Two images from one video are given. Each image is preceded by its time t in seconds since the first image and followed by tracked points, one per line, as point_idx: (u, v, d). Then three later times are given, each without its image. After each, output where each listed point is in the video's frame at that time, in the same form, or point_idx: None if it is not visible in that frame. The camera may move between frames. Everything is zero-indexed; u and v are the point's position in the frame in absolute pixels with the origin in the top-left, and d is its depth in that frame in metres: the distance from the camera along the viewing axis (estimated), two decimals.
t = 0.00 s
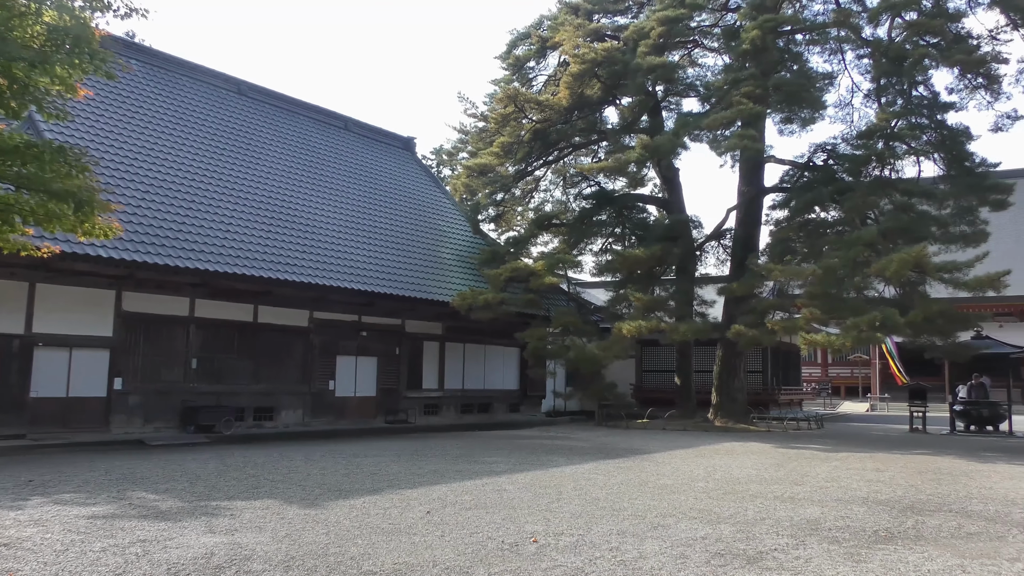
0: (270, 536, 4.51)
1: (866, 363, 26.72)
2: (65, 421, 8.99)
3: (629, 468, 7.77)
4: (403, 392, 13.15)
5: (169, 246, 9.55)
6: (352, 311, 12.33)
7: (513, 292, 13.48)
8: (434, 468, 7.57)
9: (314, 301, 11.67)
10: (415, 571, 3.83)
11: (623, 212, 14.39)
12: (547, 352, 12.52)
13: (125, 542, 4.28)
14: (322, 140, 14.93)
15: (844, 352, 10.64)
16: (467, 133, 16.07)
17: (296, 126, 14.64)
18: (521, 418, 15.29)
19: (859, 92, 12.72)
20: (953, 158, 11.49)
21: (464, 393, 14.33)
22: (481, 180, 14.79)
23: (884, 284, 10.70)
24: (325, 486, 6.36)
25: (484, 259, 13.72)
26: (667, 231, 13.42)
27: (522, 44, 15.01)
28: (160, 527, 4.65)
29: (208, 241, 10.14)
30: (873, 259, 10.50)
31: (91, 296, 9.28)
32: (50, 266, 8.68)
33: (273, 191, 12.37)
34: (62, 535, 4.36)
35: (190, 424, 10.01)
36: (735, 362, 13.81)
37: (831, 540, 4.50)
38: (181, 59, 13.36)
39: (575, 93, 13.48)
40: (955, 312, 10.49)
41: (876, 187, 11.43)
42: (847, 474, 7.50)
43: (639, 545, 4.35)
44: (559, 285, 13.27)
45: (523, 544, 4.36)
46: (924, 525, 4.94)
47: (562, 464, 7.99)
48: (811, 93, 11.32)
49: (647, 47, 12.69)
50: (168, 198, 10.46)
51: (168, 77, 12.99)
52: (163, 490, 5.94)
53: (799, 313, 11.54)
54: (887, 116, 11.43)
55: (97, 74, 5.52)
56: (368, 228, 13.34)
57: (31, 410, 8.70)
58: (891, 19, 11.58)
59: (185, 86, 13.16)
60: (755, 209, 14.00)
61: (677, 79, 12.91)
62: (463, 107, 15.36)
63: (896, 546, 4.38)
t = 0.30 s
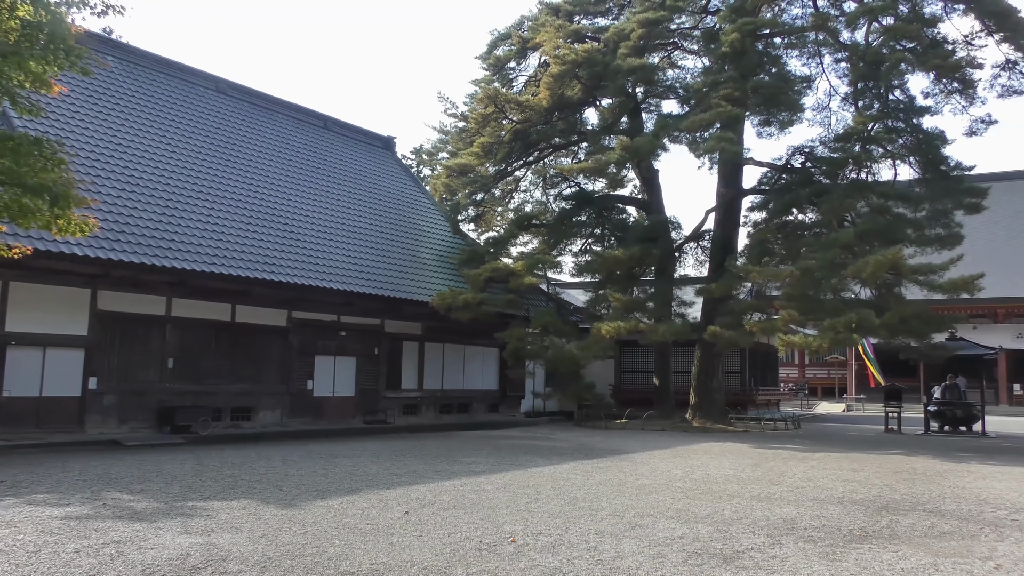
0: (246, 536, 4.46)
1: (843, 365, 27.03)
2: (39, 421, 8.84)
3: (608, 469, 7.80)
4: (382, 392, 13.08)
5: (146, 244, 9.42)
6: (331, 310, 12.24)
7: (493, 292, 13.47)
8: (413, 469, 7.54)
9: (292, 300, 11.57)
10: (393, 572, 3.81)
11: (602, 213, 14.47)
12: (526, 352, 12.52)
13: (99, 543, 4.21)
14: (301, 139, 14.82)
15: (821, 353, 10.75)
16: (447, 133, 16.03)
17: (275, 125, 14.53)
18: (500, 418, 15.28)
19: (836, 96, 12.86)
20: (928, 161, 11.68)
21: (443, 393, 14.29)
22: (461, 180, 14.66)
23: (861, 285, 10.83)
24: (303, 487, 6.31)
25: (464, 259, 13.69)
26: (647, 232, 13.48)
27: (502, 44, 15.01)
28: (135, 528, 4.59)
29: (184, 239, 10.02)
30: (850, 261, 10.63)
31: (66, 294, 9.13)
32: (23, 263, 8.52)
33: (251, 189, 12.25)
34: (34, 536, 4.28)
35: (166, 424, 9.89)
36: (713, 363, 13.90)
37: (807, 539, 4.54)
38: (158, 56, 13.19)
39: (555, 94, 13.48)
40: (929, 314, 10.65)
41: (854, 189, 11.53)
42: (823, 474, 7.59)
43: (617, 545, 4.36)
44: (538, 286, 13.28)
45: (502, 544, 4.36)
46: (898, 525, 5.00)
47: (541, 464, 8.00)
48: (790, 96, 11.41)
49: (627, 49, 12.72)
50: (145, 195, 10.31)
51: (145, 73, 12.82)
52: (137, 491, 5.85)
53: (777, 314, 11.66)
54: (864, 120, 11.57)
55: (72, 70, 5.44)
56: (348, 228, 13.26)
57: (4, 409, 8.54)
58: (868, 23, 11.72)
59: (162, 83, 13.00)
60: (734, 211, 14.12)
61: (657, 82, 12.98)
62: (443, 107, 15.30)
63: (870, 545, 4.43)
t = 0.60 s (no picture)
0: (222, 534, 4.42)
1: (820, 361, 27.35)
2: (12, 419, 8.66)
3: (586, 465, 7.83)
4: (360, 389, 13.01)
5: (121, 240, 9.27)
6: (309, 307, 12.15)
7: (472, 289, 13.46)
8: (391, 466, 7.50)
9: (270, 297, 11.47)
10: (371, 569, 3.78)
11: (581, 210, 14.54)
12: (505, 349, 12.52)
13: (73, 541, 4.14)
14: (279, 134, 14.67)
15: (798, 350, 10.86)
16: (426, 129, 15.97)
17: (253, 120, 14.36)
18: (479, 415, 15.27)
19: (814, 94, 12.98)
20: (904, 160, 11.87)
21: (422, 390, 14.25)
22: (440, 176, 14.53)
23: (837, 283, 10.95)
24: (280, 484, 6.25)
25: (443, 256, 13.67)
26: (626, 230, 13.53)
27: (482, 41, 14.98)
28: (110, 525, 4.53)
29: (160, 235, 9.88)
30: (826, 259, 10.76)
31: (40, 290, 8.96)
32: None
33: (228, 185, 12.10)
34: (6, 535, 4.21)
35: (141, 422, 9.76)
36: (691, 360, 13.99)
37: (783, 534, 4.59)
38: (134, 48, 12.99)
39: (535, 91, 13.47)
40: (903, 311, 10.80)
41: (832, 188, 11.60)
42: (799, 470, 7.67)
43: (595, 541, 4.38)
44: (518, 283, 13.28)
45: (480, 541, 4.35)
46: (872, 519, 5.07)
47: (519, 461, 8.00)
48: (768, 94, 11.53)
49: (607, 46, 12.74)
50: (120, 190, 10.15)
51: (120, 66, 12.60)
52: (112, 489, 5.77)
53: (754, 311, 11.76)
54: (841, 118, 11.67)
55: (45, 62, 5.36)
56: (326, 224, 13.16)
57: None
58: (845, 23, 11.84)
59: (137, 76, 12.80)
60: (713, 208, 14.21)
61: (636, 79, 13.03)
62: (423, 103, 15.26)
63: (846, 539, 4.49)
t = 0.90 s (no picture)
0: (199, 532, 4.37)
1: (797, 359, 27.64)
2: None
3: (565, 462, 7.85)
4: (339, 387, 12.93)
5: (96, 236, 9.14)
6: (287, 304, 12.04)
7: (452, 286, 13.44)
8: (370, 463, 7.46)
9: (247, 293, 11.36)
10: (349, 567, 3.76)
11: (561, 208, 14.41)
12: (484, 346, 12.51)
13: (46, 540, 4.07)
14: (257, 129, 14.52)
15: (775, 348, 10.96)
16: (406, 126, 15.90)
17: (231, 116, 14.19)
18: (458, 413, 15.24)
19: (792, 93, 13.09)
20: (880, 159, 12.02)
21: (401, 387, 14.19)
22: (420, 173, 14.53)
23: (813, 280, 11.07)
24: (257, 482, 6.19)
25: (422, 253, 13.65)
26: (605, 227, 13.58)
27: (462, 38, 14.94)
28: (84, 524, 4.46)
29: (136, 231, 9.75)
30: (804, 257, 10.87)
31: (13, 286, 8.80)
32: None
33: (205, 180, 11.96)
34: None
35: (117, 420, 9.63)
36: (670, 357, 14.08)
37: (760, 530, 4.64)
38: (108, 42, 12.79)
39: (514, 88, 13.45)
40: (879, 308, 10.94)
41: (808, 186, 11.77)
42: (776, 466, 7.75)
43: (574, 538, 4.39)
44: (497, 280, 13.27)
45: (459, 538, 4.35)
46: (848, 515, 5.14)
47: (499, 458, 8.00)
48: (746, 93, 11.61)
49: (587, 44, 12.76)
50: (94, 185, 10.00)
51: (94, 61, 12.40)
52: (87, 488, 5.68)
53: (732, 309, 11.86)
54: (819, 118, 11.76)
55: (18, 54, 5.28)
56: (304, 220, 13.06)
57: None
58: (822, 23, 11.96)
59: (112, 69, 12.61)
60: (691, 207, 14.28)
61: (616, 77, 13.07)
62: (403, 100, 15.23)
63: (822, 535, 4.54)
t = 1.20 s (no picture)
0: (179, 531, 4.33)
1: (779, 356, 27.85)
2: None
3: (548, 460, 7.86)
4: (321, 384, 12.85)
5: (74, 232, 9.02)
6: (268, 301, 11.96)
7: (435, 284, 13.42)
8: (353, 461, 7.43)
9: (229, 291, 11.26)
10: (331, 566, 3.74)
11: (545, 205, 14.43)
12: (467, 344, 12.50)
13: (24, 540, 4.02)
14: (239, 126, 14.41)
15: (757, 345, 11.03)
16: (389, 123, 15.82)
17: (212, 112, 14.06)
18: (441, 410, 15.21)
19: (773, 92, 13.16)
20: (860, 158, 12.12)
21: (384, 385, 14.14)
22: (403, 170, 14.49)
23: (795, 278, 11.15)
24: (238, 480, 6.14)
25: (405, 250, 13.64)
26: (588, 225, 13.62)
27: (445, 35, 14.89)
28: (62, 524, 4.39)
29: (115, 227, 9.63)
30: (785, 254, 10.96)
31: None
32: None
33: (186, 177, 11.84)
34: None
35: (97, 418, 9.51)
36: (652, 355, 14.13)
37: (741, 526, 4.67)
38: (88, 37, 12.64)
39: (497, 86, 13.44)
40: (859, 306, 11.06)
41: (790, 184, 11.87)
42: (757, 463, 7.82)
43: (556, 535, 4.39)
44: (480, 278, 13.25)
45: (441, 536, 4.34)
46: (828, 511, 5.19)
47: (482, 456, 8.00)
48: (729, 91, 11.67)
49: (570, 42, 12.76)
50: (73, 181, 9.87)
51: (72, 56, 12.24)
52: (66, 487, 5.60)
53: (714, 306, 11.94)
54: (800, 116, 11.84)
55: None
56: (286, 217, 12.96)
57: None
58: (804, 22, 12.04)
59: (92, 64, 12.45)
60: (674, 205, 14.35)
61: (599, 75, 13.08)
62: (385, 97, 15.14)
63: (802, 531, 4.58)
